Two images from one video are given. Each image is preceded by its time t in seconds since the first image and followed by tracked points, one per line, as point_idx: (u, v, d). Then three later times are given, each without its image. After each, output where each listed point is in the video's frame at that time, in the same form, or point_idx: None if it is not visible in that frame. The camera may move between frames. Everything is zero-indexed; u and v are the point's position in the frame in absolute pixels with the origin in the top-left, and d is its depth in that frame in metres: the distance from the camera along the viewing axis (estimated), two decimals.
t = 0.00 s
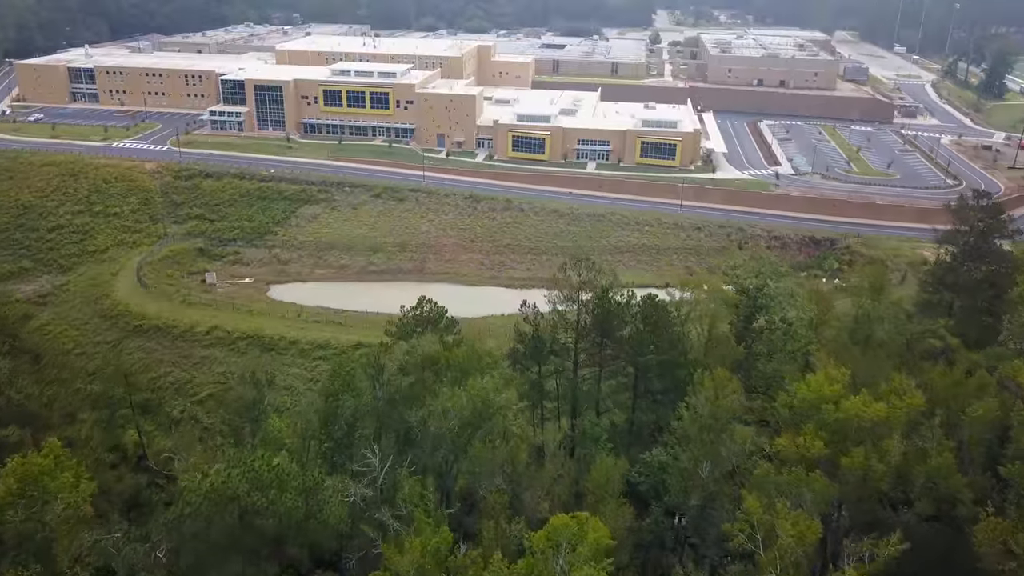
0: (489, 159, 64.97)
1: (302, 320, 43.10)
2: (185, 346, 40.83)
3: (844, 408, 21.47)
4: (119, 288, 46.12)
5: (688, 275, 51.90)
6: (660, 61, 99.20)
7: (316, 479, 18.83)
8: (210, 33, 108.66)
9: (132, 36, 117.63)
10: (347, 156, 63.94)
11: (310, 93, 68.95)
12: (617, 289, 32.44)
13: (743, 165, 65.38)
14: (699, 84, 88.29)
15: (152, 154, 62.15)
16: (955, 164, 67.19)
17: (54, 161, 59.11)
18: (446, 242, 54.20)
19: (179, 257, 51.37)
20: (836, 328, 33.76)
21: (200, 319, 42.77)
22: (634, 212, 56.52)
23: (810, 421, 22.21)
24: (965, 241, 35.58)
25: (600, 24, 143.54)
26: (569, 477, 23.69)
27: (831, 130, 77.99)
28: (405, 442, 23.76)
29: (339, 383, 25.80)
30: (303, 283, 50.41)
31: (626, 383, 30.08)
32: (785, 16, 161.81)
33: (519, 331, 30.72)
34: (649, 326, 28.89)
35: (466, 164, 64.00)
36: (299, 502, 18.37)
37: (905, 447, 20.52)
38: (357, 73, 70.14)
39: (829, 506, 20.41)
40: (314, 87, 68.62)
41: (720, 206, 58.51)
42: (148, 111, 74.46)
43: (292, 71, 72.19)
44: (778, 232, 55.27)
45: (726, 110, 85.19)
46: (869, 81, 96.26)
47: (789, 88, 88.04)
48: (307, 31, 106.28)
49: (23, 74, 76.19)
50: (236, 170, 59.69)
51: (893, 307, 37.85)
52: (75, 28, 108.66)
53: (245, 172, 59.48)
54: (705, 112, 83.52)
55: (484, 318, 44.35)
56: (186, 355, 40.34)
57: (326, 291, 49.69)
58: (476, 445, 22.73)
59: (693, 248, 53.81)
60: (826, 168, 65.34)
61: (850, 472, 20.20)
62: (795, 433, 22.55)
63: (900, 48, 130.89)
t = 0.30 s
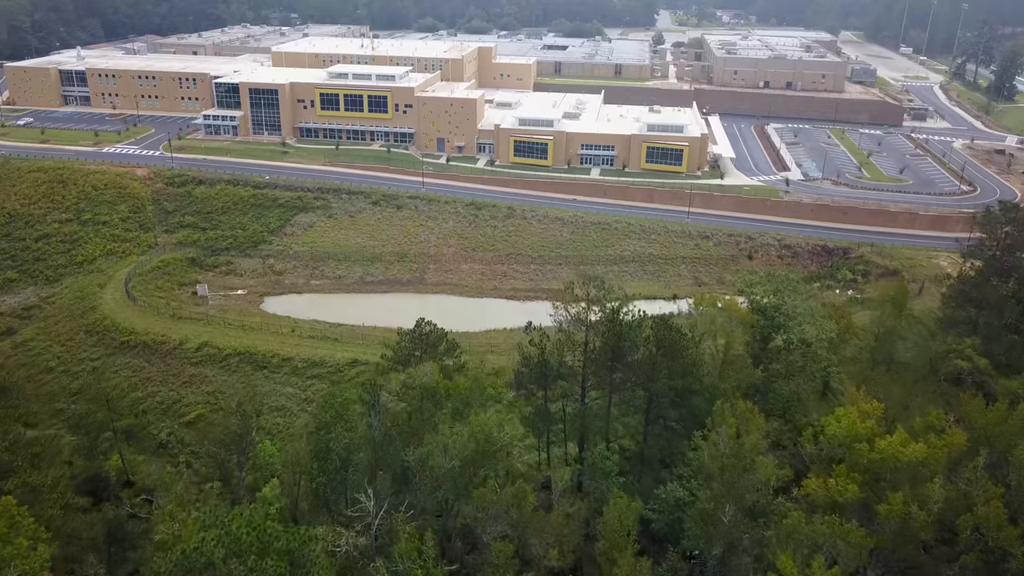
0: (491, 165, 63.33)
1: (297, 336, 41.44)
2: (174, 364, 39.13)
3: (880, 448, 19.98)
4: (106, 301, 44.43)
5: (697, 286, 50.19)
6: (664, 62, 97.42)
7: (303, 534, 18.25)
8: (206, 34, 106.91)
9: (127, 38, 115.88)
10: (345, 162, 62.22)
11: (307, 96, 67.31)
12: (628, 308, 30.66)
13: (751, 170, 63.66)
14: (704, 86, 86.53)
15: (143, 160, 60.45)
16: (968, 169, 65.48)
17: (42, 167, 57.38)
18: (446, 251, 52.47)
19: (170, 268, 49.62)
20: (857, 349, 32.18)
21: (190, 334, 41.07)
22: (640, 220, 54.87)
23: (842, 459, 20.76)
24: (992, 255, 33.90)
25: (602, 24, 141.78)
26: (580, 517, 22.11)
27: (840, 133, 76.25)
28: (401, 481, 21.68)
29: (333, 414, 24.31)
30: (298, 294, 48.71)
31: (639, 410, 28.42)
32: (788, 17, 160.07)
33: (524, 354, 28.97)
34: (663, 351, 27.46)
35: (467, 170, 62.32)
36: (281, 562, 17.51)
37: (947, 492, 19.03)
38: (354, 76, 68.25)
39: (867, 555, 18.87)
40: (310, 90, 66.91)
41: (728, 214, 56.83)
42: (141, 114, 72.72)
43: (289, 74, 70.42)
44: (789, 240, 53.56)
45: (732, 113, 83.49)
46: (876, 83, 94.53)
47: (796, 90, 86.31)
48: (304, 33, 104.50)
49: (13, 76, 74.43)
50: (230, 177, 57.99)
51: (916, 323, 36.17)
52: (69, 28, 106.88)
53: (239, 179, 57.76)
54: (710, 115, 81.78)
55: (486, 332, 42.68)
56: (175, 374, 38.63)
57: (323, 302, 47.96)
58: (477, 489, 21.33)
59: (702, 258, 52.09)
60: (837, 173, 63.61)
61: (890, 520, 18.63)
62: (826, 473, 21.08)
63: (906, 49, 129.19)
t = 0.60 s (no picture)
0: (492, 171, 61.65)
1: (290, 353, 39.68)
2: (161, 383, 37.35)
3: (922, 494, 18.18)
4: (92, 314, 42.63)
5: (707, 298, 48.46)
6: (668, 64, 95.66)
7: None
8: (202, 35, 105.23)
9: (122, 39, 114.23)
10: (342, 168, 60.48)
11: (303, 100, 65.31)
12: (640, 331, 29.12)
13: (760, 176, 61.94)
14: (710, 89, 84.82)
15: (134, 166, 58.68)
16: (983, 174, 63.71)
17: (29, 173, 55.61)
18: (446, 261, 50.73)
19: (160, 279, 47.85)
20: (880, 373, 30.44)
21: (178, 351, 39.28)
22: (647, 229, 53.18)
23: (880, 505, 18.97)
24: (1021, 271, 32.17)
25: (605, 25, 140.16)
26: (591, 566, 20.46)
27: (849, 138, 74.51)
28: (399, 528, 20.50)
29: (323, 451, 22.55)
30: (292, 307, 46.93)
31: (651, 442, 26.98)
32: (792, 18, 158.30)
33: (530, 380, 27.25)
34: (678, 377, 25.87)
35: (468, 176, 60.60)
36: None
37: (998, 547, 17.25)
38: (352, 79, 66.41)
39: None
40: (307, 94, 64.99)
41: (738, 222, 55.15)
42: (133, 119, 70.93)
43: (285, 77, 68.67)
44: (800, 249, 51.81)
45: (738, 116, 81.77)
46: (884, 85, 92.77)
47: (803, 93, 84.57)
48: (301, 34, 102.76)
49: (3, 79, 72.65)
50: (224, 184, 56.22)
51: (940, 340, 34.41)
52: (63, 30, 105.20)
53: (232, 186, 55.98)
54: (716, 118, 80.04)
55: (488, 349, 40.96)
56: (162, 394, 36.86)
57: (318, 315, 46.25)
58: (480, 538, 19.91)
59: (711, 268, 50.36)
60: (848, 179, 61.88)
61: None
62: (861, 521, 19.31)
63: (912, 50, 127.38)
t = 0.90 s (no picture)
0: (494, 178, 59.96)
1: (284, 372, 37.93)
2: (147, 405, 35.62)
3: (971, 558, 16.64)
4: (77, 330, 40.90)
5: (717, 311, 46.75)
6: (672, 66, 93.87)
7: None
8: (198, 36, 103.50)
9: (117, 40, 112.43)
10: (339, 174, 58.75)
11: (299, 104, 63.53)
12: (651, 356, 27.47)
13: (770, 183, 60.17)
14: (715, 92, 83.11)
15: (125, 172, 56.90)
16: (999, 181, 61.96)
17: (16, 180, 53.81)
18: (446, 272, 48.98)
19: (149, 292, 46.09)
20: (906, 398, 28.76)
21: (166, 370, 37.55)
22: (654, 238, 51.49)
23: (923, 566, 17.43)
24: None
25: (606, 26, 138.45)
26: None
27: (859, 142, 72.79)
28: None
29: (315, 494, 20.94)
30: (286, 321, 45.19)
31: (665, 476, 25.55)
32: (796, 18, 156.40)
33: (536, 408, 25.56)
34: (695, 410, 24.24)
35: (469, 183, 58.89)
36: None
37: None
38: (349, 82, 64.77)
39: None
40: (303, 98, 63.21)
41: (747, 231, 53.47)
42: (125, 123, 69.14)
43: (281, 81, 66.94)
44: (813, 259, 50.11)
45: (745, 120, 80.06)
46: (893, 88, 91.04)
47: (811, 96, 82.88)
48: (299, 36, 101.07)
49: None
50: (217, 191, 54.46)
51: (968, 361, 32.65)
52: (56, 31, 103.56)
53: (226, 193, 54.23)
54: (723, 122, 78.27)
55: (490, 367, 39.29)
56: (149, 415, 35.16)
57: (314, 330, 44.49)
58: None
59: (721, 280, 48.64)
60: (861, 185, 60.07)
61: None
62: None
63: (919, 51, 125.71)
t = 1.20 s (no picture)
0: (496, 185, 58.27)
1: (276, 393, 36.16)
2: (132, 429, 33.85)
3: None
4: (61, 348, 39.12)
5: (728, 325, 45.02)
6: (676, 68, 92.13)
7: None
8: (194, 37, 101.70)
9: (112, 42, 110.68)
10: (336, 181, 57.00)
11: (296, 109, 61.93)
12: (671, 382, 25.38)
13: (779, 190, 58.45)
14: (721, 95, 81.35)
15: (115, 180, 55.14)
16: (1014, 188, 60.25)
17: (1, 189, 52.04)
18: (446, 284, 47.20)
19: (138, 306, 44.33)
20: (935, 425, 27.06)
21: (152, 391, 35.78)
22: (661, 248, 49.79)
23: None
24: None
25: (608, 27, 136.79)
26: None
27: (870, 147, 71.01)
28: None
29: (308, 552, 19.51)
30: (280, 336, 43.43)
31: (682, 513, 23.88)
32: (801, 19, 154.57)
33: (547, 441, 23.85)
34: (715, 445, 22.44)
35: (470, 190, 57.14)
36: None
37: None
38: (347, 86, 62.34)
39: None
40: (299, 102, 61.60)
41: (757, 241, 51.75)
42: (117, 128, 67.39)
43: (277, 84, 65.17)
44: (826, 270, 48.38)
45: (752, 124, 78.30)
46: (902, 90, 89.36)
47: (819, 99, 81.14)
48: (296, 37, 99.31)
49: None
50: (209, 199, 52.72)
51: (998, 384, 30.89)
52: (50, 33, 101.86)
53: (219, 202, 52.47)
54: (729, 126, 76.54)
55: (493, 387, 37.64)
56: (134, 440, 33.42)
57: (309, 345, 42.77)
58: None
59: (731, 292, 46.95)
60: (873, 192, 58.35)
61: None
62: None
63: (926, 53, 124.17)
